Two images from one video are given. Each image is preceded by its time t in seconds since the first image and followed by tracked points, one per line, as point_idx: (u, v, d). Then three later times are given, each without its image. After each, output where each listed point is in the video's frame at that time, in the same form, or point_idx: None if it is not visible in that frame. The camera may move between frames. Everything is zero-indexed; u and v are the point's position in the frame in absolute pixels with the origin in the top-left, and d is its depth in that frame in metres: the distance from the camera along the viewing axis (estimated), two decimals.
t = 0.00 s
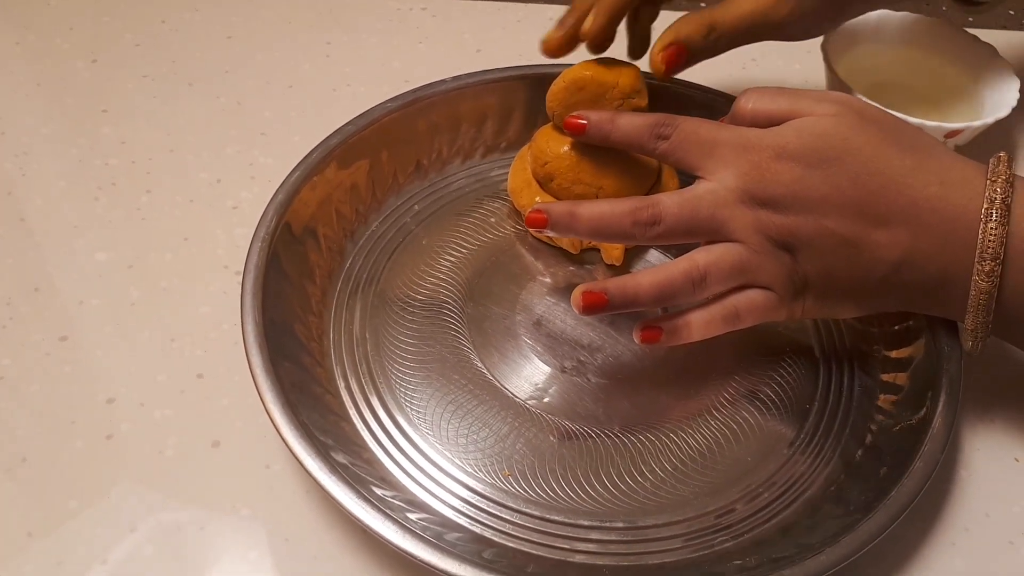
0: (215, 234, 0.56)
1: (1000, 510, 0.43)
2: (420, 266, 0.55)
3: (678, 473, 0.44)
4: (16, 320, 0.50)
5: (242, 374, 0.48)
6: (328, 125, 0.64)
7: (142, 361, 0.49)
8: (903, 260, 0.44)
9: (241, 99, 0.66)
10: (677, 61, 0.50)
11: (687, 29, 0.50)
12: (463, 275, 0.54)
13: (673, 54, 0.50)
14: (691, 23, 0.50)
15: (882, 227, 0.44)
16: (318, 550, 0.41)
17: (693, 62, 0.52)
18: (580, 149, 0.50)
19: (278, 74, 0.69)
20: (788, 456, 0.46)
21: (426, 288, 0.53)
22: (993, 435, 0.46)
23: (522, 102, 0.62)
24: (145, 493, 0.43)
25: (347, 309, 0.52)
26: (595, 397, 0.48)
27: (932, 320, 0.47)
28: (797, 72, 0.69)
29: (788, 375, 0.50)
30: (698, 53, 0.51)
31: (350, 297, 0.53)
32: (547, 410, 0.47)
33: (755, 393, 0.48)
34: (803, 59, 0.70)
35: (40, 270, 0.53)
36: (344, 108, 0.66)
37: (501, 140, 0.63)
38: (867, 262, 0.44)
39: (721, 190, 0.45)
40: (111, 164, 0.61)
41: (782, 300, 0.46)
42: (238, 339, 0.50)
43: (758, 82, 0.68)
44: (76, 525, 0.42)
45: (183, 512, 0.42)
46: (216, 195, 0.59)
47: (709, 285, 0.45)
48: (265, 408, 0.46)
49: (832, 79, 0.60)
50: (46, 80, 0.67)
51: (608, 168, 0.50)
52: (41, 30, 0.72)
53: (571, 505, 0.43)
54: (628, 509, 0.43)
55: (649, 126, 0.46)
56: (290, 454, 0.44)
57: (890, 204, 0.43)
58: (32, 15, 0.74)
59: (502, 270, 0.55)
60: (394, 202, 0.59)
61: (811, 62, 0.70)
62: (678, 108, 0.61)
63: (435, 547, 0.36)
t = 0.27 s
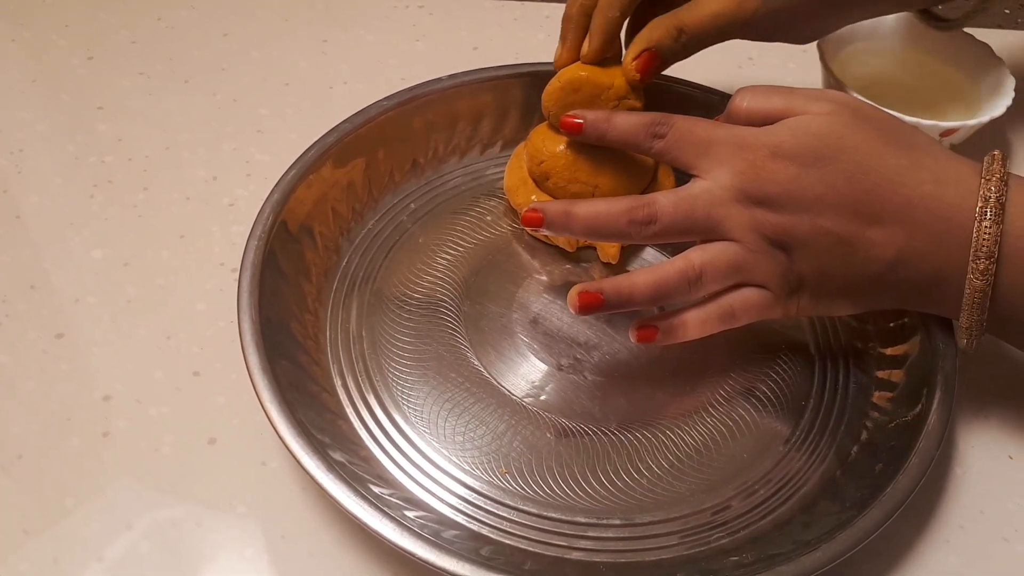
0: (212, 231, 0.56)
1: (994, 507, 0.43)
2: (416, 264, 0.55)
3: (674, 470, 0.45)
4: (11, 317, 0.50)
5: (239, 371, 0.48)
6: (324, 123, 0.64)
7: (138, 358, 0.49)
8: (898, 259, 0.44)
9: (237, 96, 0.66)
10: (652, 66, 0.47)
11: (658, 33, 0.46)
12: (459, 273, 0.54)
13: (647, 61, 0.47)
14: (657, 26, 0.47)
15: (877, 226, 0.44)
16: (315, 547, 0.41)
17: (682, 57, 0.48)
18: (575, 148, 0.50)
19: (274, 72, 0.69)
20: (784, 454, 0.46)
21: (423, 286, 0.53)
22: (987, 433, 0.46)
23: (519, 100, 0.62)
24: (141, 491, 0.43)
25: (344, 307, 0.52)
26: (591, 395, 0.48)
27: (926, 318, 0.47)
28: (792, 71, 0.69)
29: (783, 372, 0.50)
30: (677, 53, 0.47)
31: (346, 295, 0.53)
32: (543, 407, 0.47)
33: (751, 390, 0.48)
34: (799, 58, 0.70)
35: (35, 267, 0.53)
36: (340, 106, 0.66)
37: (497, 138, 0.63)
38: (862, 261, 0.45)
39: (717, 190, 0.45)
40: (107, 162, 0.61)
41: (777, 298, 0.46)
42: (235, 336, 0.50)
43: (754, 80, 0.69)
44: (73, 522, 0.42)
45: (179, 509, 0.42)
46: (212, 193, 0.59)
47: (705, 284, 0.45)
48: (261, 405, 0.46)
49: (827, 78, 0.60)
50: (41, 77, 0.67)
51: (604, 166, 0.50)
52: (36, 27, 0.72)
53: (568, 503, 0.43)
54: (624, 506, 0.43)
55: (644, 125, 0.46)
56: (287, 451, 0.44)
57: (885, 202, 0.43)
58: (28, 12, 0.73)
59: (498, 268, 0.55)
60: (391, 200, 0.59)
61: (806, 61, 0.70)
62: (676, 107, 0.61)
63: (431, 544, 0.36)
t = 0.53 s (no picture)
0: (208, 226, 0.56)
1: (991, 502, 0.43)
2: (414, 259, 0.55)
3: (671, 465, 0.45)
4: (7, 312, 0.50)
5: (236, 366, 0.48)
6: (321, 118, 0.64)
7: (134, 353, 0.49)
8: (894, 253, 0.44)
9: (233, 90, 0.66)
10: (632, 57, 0.47)
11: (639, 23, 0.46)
12: (457, 268, 0.54)
13: (626, 50, 0.47)
14: (638, 18, 0.46)
15: (874, 222, 0.44)
16: (311, 542, 0.41)
17: (666, 52, 0.47)
18: (572, 143, 0.50)
19: (271, 66, 0.68)
20: (781, 449, 0.46)
21: (420, 281, 0.53)
22: (983, 428, 0.46)
23: (516, 95, 0.61)
24: (138, 485, 0.43)
25: (341, 302, 0.52)
26: (588, 390, 0.48)
27: (924, 313, 0.47)
28: (790, 67, 0.69)
29: (780, 367, 0.50)
30: (661, 45, 0.46)
31: (343, 290, 0.53)
32: (540, 402, 0.47)
33: (748, 385, 0.48)
34: (796, 53, 0.70)
35: (31, 262, 0.53)
36: (337, 101, 0.66)
37: (495, 133, 0.63)
38: (859, 257, 0.45)
39: (714, 185, 0.45)
40: (103, 156, 0.60)
41: (774, 294, 0.46)
42: (232, 331, 0.50)
43: (752, 76, 0.68)
44: (69, 517, 0.41)
45: (176, 504, 0.42)
46: (209, 187, 0.58)
47: (702, 280, 0.45)
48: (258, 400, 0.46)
49: (825, 73, 0.60)
50: (37, 71, 0.67)
51: (602, 162, 0.50)
52: (32, 21, 0.71)
53: (565, 497, 0.43)
54: (621, 501, 0.43)
55: (641, 122, 0.46)
56: (283, 446, 0.44)
57: (882, 198, 0.43)
58: (23, 5, 0.73)
59: (495, 263, 0.55)
60: (388, 195, 0.59)
61: (803, 57, 0.70)
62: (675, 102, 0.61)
63: (428, 539, 0.36)
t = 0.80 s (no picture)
0: (208, 225, 0.56)
1: (990, 501, 0.43)
2: (414, 258, 0.55)
3: (671, 464, 0.45)
4: (7, 311, 0.50)
5: (236, 365, 0.48)
6: (321, 117, 0.64)
7: (134, 352, 0.49)
8: (894, 253, 0.44)
9: (233, 89, 0.66)
10: (631, 52, 0.47)
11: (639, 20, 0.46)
12: (457, 267, 0.54)
13: (625, 46, 0.47)
14: (638, 13, 0.46)
15: (874, 222, 0.44)
16: (311, 542, 0.41)
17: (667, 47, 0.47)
18: (572, 142, 0.50)
19: (271, 66, 0.68)
20: (781, 448, 0.46)
21: (420, 280, 0.53)
22: (983, 427, 0.46)
23: (516, 94, 0.61)
24: (138, 485, 0.43)
25: (341, 301, 0.52)
26: (588, 389, 0.48)
27: (925, 313, 0.47)
28: (790, 66, 0.69)
29: (780, 366, 0.50)
30: (661, 38, 0.46)
31: (344, 289, 0.53)
32: (540, 402, 0.47)
33: (748, 384, 0.48)
34: (797, 53, 0.70)
35: (31, 261, 0.53)
36: (337, 100, 0.66)
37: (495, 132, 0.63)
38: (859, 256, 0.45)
39: (714, 184, 0.45)
40: (103, 155, 0.60)
41: (773, 292, 0.47)
42: (232, 330, 0.50)
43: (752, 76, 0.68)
44: (69, 516, 0.41)
45: (176, 503, 0.42)
46: (209, 187, 0.58)
47: (702, 279, 0.45)
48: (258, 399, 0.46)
49: (825, 72, 0.60)
50: (37, 71, 0.67)
51: (603, 161, 0.50)
52: (32, 20, 0.71)
53: (565, 497, 0.43)
54: (622, 501, 0.43)
55: (642, 120, 0.46)
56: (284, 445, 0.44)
57: (882, 197, 0.43)
58: (23, 5, 0.73)
59: (496, 262, 0.55)
60: (389, 194, 0.59)
61: (804, 57, 0.70)
62: (675, 102, 0.61)
63: (429, 539, 0.36)
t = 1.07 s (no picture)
0: (208, 226, 0.56)
1: (988, 502, 0.43)
2: (413, 260, 0.55)
3: (670, 465, 0.45)
4: (6, 312, 0.50)
5: (235, 366, 0.48)
6: (321, 118, 0.64)
7: (134, 353, 0.49)
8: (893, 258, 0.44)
9: (233, 90, 0.66)
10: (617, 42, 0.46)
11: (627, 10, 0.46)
12: (456, 269, 0.54)
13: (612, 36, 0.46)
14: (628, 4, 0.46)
15: (873, 224, 0.44)
16: (311, 542, 0.41)
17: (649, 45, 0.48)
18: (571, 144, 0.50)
19: (271, 66, 0.68)
20: (780, 449, 0.46)
21: (420, 281, 0.53)
22: (981, 429, 0.46)
23: (515, 96, 0.61)
24: (138, 485, 0.43)
25: (340, 303, 0.52)
26: (588, 391, 0.48)
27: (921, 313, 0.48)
28: (789, 68, 0.69)
29: (779, 368, 0.50)
30: (645, 34, 0.46)
31: (343, 291, 0.53)
32: (540, 403, 0.47)
33: (747, 386, 0.48)
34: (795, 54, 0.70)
35: (30, 262, 0.53)
36: (337, 101, 0.66)
37: (494, 134, 0.63)
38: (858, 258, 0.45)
39: (712, 186, 0.45)
40: (102, 156, 0.60)
41: (773, 295, 0.46)
42: (231, 331, 0.50)
43: (752, 77, 0.69)
44: (68, 517, 0.42)
45: (175, 504, 0.42)
46: (209, 187, 0.58)
47: (701, 281, 0.45)
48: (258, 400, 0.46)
49: (825, 73, 0.60)
50: (37, 71, 0.67)
51: (602, 163, 0.50)
52: (32, 20, 0.71)
53: (565, 498, 0.43)
54: (621, 502, 0.43)
55: (640, 123, 0.46)
56: (283, 446, 0.44)
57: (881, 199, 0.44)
58: (23, 5, 0.73)
59: (495, 264, 0.55)
60: (388, 195, 0.59)
61: (802, 58, 0.70)
62: (674, 103, 0.61)
63: (429, 540, 0.36)
